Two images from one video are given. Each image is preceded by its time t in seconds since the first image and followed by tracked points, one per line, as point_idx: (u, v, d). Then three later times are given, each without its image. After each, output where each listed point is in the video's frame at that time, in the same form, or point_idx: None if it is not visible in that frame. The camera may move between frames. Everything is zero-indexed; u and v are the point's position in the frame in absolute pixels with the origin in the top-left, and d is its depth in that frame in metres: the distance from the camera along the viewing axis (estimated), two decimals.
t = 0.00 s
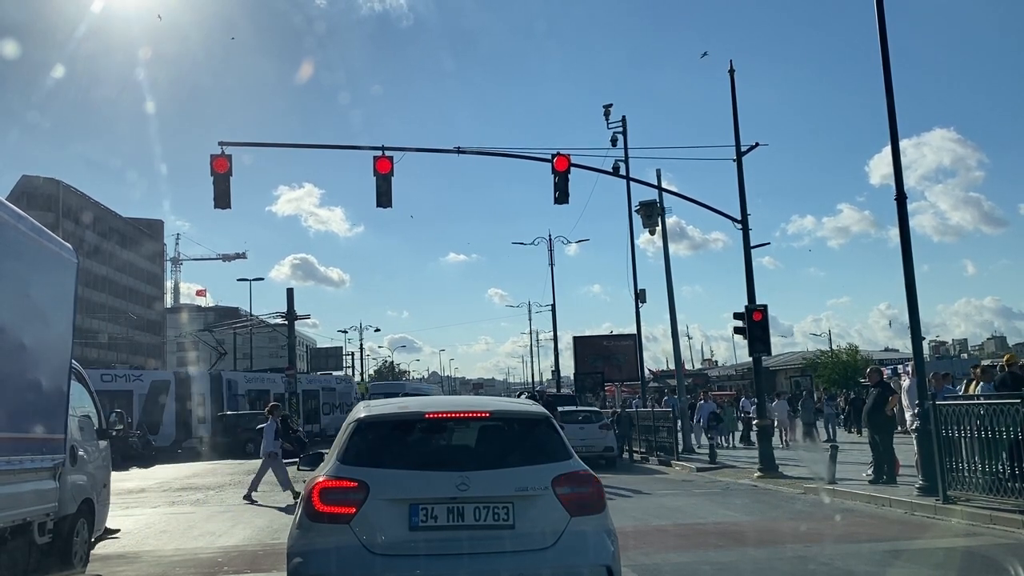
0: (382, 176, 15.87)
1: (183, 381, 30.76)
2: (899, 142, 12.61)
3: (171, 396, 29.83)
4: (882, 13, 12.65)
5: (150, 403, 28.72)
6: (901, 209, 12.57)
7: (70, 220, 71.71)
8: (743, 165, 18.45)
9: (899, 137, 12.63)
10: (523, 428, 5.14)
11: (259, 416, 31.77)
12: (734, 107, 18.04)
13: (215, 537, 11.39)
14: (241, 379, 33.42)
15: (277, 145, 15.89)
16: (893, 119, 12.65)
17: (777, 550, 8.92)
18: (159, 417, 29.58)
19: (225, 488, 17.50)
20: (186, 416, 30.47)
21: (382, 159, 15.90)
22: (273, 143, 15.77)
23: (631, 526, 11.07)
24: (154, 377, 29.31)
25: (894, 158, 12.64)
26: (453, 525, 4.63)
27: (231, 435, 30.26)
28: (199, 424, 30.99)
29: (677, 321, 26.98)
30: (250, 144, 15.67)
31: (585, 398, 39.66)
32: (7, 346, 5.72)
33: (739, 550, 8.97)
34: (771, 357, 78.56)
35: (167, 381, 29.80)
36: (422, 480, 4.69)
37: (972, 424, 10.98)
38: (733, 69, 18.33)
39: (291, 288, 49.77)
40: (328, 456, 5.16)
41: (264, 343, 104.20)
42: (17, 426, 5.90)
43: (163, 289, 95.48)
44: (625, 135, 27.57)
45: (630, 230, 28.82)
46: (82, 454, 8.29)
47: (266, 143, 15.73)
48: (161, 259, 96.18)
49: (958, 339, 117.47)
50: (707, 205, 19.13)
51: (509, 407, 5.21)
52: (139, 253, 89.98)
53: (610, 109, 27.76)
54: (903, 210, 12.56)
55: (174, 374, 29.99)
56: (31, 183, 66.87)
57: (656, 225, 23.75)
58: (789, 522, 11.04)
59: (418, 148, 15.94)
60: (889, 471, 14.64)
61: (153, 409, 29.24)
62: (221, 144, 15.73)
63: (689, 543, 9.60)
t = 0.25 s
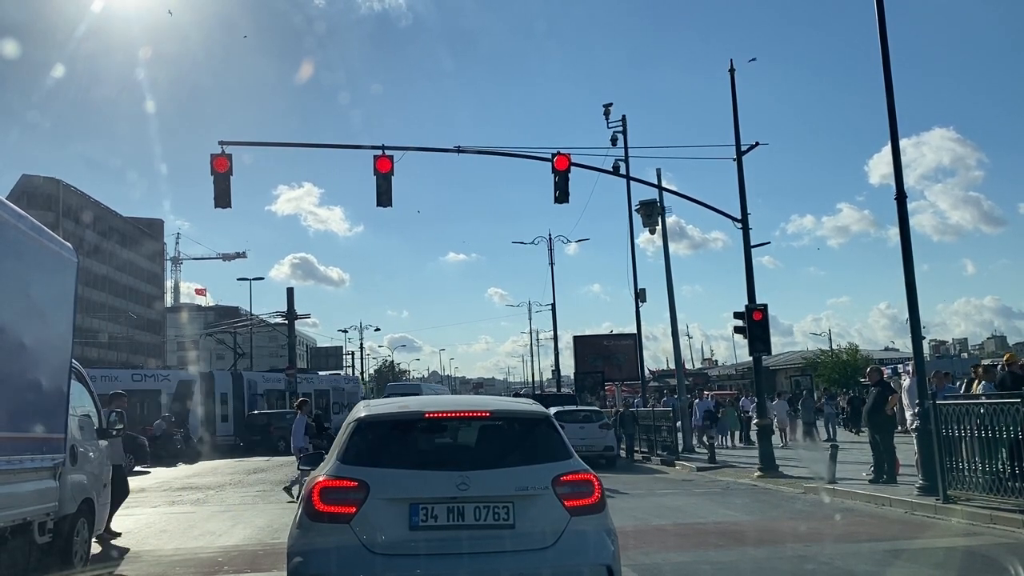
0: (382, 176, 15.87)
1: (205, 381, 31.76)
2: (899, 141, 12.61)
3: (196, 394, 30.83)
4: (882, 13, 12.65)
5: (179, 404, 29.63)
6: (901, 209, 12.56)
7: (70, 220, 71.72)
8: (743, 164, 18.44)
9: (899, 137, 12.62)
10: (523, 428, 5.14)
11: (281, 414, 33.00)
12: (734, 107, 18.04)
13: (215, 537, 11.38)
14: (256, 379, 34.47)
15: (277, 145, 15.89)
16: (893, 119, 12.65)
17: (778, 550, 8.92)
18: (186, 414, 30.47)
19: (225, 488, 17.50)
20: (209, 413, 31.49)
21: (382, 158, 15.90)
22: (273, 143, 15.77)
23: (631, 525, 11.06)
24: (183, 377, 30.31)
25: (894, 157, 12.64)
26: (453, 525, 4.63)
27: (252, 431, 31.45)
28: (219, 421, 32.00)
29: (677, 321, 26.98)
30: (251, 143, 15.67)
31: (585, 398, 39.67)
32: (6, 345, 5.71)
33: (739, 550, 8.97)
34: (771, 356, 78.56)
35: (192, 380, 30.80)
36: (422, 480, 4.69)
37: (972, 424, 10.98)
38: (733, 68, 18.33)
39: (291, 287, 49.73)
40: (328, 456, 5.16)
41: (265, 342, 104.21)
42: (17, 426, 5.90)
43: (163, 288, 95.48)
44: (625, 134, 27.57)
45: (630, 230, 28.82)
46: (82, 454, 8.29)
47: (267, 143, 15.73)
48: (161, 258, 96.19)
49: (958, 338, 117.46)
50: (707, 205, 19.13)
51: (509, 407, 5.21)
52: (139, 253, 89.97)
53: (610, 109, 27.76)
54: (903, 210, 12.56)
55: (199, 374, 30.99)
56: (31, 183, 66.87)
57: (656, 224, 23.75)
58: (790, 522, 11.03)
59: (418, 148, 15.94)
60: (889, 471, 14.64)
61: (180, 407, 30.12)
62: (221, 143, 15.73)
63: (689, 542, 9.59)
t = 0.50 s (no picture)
0: (382, 176, 15.87)
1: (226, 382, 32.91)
2: (899, 141, 12.61)
3: (219, 394, 31.96)
4: (882, 13, 12.66)
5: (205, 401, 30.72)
6: (901, 209, 12.57)
7: (70, 220, 71.74)
8: (743, 164, 18.45)
9: (899, 137, 12.62)
10: (523, 428, 5.14)
11: (299, 413, 34.21)
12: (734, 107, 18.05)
13: (215, 537, 11.39)
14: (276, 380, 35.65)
15: (277, 145, 15.89)
16: (893, 119, 12.65)
17: (777, 550, 8.92)
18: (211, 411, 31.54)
19: (225, 488, 17.51)
20: (230, 413, 32.58)
21: (382, 159, 15.91)
22: (273, 143, 15.78)
23: (631, 525, 11.07)
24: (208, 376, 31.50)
25: (894, 158, 12.64)
26: (453, 525, 4.63)
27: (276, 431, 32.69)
28: (240, 421, 33.07)
29: (677, 321, 26.99)
30: (251, 144, 15.68)
31: (585, 398, 39.70)
32: (6, 346, 5.72)
33: (739, 550, 8.97)
34: (771, 357, 78.60)
35: (215, 381, 31.94)
36: (422, 480, 4.69)
37: (972, 424, 10.98)
38: (732, 69, 18.34)
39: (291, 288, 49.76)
40: (328, 456, 5.16)
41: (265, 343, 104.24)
42: (17, 426, 5.90)
43: (163, 288, 95.50)
44: (625, 134, 27.59)
45: (630, 231, 28.83)
46: (82, 454, 8.29)
47: (267, 143, 15.73)
48: (161, 259, 96.21)
49: (958, 339, 117.49)
50: (707, 206, 19.14)
51: (508, 407, 5.22)
52: (139, 253, 89.98)
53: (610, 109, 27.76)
54: (903, 210, 12.56)
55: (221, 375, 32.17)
56: (31, 183, 66.88)
57: (656, 224, 23.76)
58: (789, 522, 11.04)
59: (418, 148, 15.94)
60: (889, 471, 14.65)
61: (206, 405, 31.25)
62: (221, 144, 15.73)
63: (689, 542, 9.60)
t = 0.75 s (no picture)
0: (382, 176, 15.87)
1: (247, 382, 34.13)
2: (899, 141, 12.61)
3: (241, 394, 33.18)
4: (882, 13, 12.67)
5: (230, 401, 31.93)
6: (901, 209, 12.57)
7: (70, 220, 71.76)
8: (743, 164, 18.46)
9: (899, 137, 12.63)
10: (524, 428, 5.14)
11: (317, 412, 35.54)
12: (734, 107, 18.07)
13: (215, 537, 11.38)
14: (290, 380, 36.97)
15: (277, 145, 15.90)
16: (893, 118, 12.65)
17: (778, 550, 8.93)
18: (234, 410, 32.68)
19: (225, 488, 17.52)
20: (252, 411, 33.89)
21: (382, 159, 15.91)
22: (273, 143, 15.78)
23: (631, 525, 11.07)
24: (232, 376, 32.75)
25: (894, 158, 12.64)
26: (453, 525, 4.62)
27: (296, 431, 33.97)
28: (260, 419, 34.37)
29: (677, 321, 27.01)
30: (250, 144, 15.68)
31: (585, 398, 39.68)
32: (7, 345, 5.71)
33: (739, 550, 8.98)
34: (771, 357, 78.62)
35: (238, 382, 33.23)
36: (423, 480, 4.69)
37: (972, 424, 10.97)
38: (733, 69, 18.36)
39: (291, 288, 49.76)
40: (328, 456, 5.16)
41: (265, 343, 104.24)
42: (17, 426, 5.90)
43: (163, 288, 95.49)
44: (625, 135, 27.60)
45: (630, 230, 28.86)
46: (82, 454, 8.29)
47: (266, 143, 15.74)
48: (162, 258, 96.20)
49: (958, 339, 117.51)
50: (707, 206, 19.14)
51: (508, 407, 5.21)
52: (139, 253, 89.97)
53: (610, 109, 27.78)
54: (903, 210, 12.57)
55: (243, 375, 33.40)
56: (31, 183, 66.88)
57: (656, 224, 23.75)
58: (789, 522, 11.04)
59: (418, 148, 15.95)
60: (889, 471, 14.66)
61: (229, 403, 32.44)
62: (221, 144, 15.73)
63: (689, 542, 9.60)
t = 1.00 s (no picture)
0: (382, 176, 15.87)
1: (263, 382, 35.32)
2: (899, 141, 12.62)
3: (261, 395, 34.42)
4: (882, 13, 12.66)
5: (252, 398, 33.13)
6: (901, 209, 12.57)
7: (70, 220, 71.72)
8: (743, 164, 18.46)
9: (899, 137, 12.63)
10: (524, 428, 5.14)
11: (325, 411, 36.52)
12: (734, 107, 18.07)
13: (215, 537, 11.38)
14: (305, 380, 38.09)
15: (277, 145, 15.90)
16: (893, 118, 12.65)
17: (778, 550, 8.93)
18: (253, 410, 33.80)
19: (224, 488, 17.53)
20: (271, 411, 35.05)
21: (382, 158, 15.91)
22: (273, 143, 15.78)
23: (631, 525, 11.06)
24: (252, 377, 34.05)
25: (894, 157, 12.64)
26: (453, 525, 4.62)
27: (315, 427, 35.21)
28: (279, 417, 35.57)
29: (677, 321, 27.00)
30: (250, 144, 15.68)
31: (585, 398, 39.67)
32: (7, 345, 5.71)
33: (739, 550, 8.97)
34: (771, 356, 78.61)
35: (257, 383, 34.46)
36: (423, 480, 4.69)
37: (972, 424, 10.98)
38: (733, 68, 18.36)
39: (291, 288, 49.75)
40: (328, 456, 5.16)
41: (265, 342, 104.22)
42: (17, 426, 5.90)
43: (163, 288, 95.44)
44: (625, 134, 27.61)
45: (630, 230, 28.91)
46: (82, 454, 8.29)
47: (266, 143, 15.74)
48: (162, 258, 96.16)
49: (958, 339, 117.48)
50: (707, 205, 19.14)
51: (508, 407, 5.21)
52: (139, 252, 89.93)
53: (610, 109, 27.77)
54: (903, 210, 12.57)
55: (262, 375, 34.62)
56: (31, 183, 66.86)
57: (656, 224, 23.75)
58: (789, 522, 11.04)
59: (418, 148, 15.95)
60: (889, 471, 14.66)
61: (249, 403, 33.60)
62: (221, 143, 15.73)
63: (689, 542, 9.59)
